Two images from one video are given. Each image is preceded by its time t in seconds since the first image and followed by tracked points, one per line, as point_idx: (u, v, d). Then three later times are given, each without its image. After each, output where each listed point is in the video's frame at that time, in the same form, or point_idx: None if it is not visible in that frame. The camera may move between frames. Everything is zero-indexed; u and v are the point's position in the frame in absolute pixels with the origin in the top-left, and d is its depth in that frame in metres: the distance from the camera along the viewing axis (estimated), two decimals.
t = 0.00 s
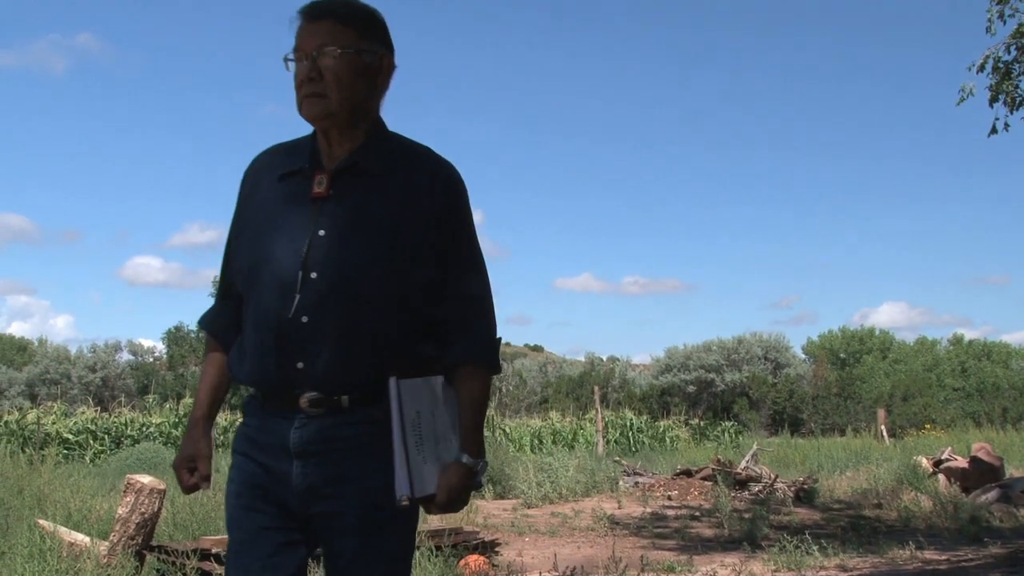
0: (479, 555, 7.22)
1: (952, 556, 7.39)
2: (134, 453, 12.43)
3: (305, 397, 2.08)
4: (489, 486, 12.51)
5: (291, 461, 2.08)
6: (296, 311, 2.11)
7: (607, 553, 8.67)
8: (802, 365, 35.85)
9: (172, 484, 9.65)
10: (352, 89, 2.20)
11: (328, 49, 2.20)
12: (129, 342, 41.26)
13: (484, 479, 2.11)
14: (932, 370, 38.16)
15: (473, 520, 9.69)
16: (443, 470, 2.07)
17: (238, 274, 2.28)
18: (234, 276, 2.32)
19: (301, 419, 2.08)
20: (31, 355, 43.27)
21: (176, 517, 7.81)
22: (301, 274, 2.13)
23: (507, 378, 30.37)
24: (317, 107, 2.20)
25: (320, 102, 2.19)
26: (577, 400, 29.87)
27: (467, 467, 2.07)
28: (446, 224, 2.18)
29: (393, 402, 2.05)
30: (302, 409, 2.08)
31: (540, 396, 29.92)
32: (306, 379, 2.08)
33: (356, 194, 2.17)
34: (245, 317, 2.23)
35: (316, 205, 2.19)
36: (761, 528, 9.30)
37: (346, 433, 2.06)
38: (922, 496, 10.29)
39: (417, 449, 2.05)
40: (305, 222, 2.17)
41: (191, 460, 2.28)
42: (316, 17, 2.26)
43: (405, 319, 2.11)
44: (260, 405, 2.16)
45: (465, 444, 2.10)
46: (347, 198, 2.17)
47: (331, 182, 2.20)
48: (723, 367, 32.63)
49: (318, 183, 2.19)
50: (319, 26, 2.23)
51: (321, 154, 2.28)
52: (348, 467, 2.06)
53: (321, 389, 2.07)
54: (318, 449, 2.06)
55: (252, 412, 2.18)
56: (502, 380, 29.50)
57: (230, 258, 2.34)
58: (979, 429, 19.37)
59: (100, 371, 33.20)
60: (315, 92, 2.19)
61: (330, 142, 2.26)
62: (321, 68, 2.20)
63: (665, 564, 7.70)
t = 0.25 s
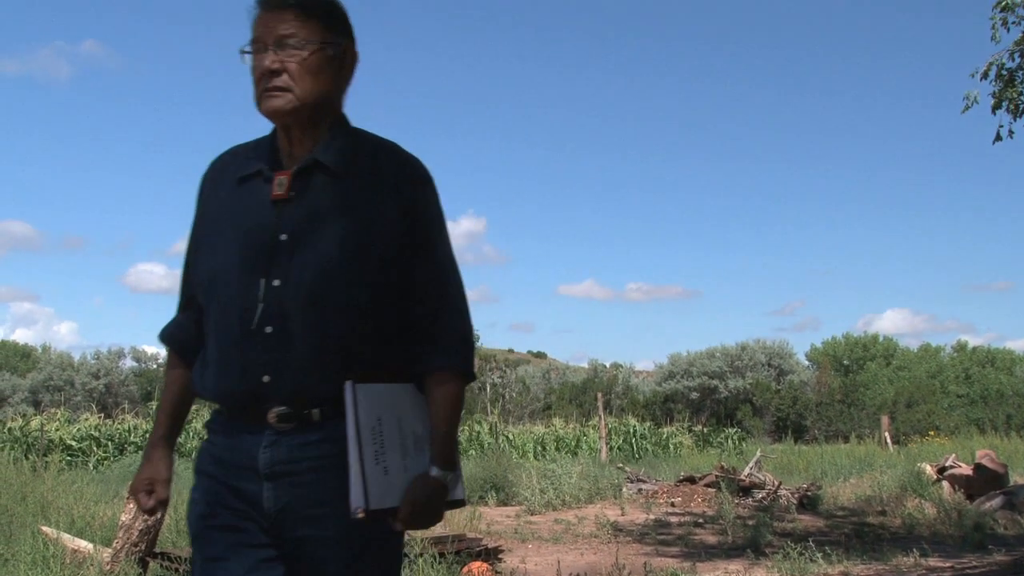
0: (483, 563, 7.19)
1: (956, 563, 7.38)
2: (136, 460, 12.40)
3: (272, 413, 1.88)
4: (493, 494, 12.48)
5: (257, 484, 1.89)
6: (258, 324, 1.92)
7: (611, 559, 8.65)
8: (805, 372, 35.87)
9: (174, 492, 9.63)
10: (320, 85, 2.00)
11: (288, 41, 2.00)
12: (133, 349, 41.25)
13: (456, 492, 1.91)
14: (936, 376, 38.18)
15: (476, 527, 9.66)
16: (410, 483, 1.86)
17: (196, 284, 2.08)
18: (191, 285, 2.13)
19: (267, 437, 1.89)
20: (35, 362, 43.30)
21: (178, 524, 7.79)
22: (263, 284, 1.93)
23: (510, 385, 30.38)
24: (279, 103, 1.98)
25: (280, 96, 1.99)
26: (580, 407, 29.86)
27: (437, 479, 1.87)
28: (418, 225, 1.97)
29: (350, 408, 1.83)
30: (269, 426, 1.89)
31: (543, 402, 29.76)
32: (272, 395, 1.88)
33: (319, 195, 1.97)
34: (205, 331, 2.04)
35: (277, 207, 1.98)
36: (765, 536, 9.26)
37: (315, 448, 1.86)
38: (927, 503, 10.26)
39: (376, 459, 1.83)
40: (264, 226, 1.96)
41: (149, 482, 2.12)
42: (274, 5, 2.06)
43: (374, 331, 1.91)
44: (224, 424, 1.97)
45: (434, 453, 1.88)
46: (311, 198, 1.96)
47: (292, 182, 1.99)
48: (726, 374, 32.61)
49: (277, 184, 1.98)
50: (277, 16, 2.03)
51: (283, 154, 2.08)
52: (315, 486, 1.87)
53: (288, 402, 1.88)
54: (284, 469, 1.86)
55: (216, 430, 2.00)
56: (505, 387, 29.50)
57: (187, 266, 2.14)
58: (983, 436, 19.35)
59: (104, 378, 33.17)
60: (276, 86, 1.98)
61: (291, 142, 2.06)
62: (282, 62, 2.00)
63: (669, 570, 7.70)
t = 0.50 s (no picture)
0: (486, 568, 7.18)
1: (959, 567, 7.39)
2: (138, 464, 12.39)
3: (212, 416, 1.78)
4: (495, 498, 12.47)
5: (196, 490, 1.78)
6: (191, 316, 1.81)
7: (614, 564, 8.66)
8: (807, 376, 35.89)
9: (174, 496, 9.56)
10: (252, 65, 1.91)
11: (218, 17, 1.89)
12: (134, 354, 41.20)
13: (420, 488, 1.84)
14: (938, 381, 38.19)
15: (478, 530, 9.65)
16: (373, 485, 1.79)
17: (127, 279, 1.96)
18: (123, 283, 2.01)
19: (206, 441, 1.78)
20: (38, 367, 43.28)
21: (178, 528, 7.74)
22: (196, 274, 1.82)
23: (512, 389, 30.40)
24: (206, 84, 1.88)
25: (213, 77, 1.89)
26: (583, 411, 29.85)
27: (399, 477, 1.80)
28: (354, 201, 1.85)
29: (307, 404, 1.74)
30: (210, 429, 1.78)
31: (545, 406, 29.70)
32: (211, 395, 1.77)
33: (257, 174, 1.86)
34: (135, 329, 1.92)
35: (212, 192, 1.87)
36: (768, 540, 9.26)
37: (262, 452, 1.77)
38: (930, 508, 10.26)
39: (338, 459, 1.76)
40: (197, 213, 1.86)
41: (84, 504, 2.06)
42: None
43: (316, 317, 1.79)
44: (159, 429, 1.86)
45: (394, 450, 1.81)
46: (246, 182, 1.85)
47: (225, 168, 1.88)
48: (729, 378, 32.59)
49: (208, 169, 1.88)
50: None
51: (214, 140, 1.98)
52: (258, 492, 1.77)
53: (230, 402, 1.77)
54: (224, 476, 1.76)
55: (152, 435, 1.89)
56: (507, 391, 29.50)
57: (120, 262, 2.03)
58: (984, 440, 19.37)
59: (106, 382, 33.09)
60: (206, 66, 1.89)
61: (222, 124, 1.95)
62: (212, 39, 1.89)
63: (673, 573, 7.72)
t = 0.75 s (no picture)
0: (487, 569, 7.18)
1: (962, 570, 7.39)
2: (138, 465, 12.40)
3: (160, 412, 1.78)
4: (496, 500, 12.47)
5: (147, 489, 1.80)
6: (137, 305, 1.82)
7: (616, 566, 8.67)
8: (809, 378, 35.85)
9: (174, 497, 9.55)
10: (199, 37, 1.94)
11: None
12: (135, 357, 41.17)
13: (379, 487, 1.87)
14: (941, 382, 38.13)
15: (480, 531, 9.65)
16: (333, 480, 1.81)
17: (62, 268, 1.95)
18: (54, 274, 1.99)
19: (155, 439, 1.79)
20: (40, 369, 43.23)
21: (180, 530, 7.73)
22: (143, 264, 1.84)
23: (514, 391, 30.37)
24: (149, 55, 1.90)
25: (158, 50, 1.90)
26: (585, 413, 29.80)
27: (360, 473, 1.82)
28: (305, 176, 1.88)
29: (269, 395, 1.74)
30: (157, 427, 1.79)
31: (547, 408, 29.69)
32: (160, 387, 1.78)
33: (206, 156, 1.89)
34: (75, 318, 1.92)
35: (158, 173, 1.90)
36: (769, 542, 9.26)
37: (215, 450, 1.78)
38: (931, 510, 10.26)
39: (299, 451, 1.76)
40: (144, 199, 1.89)
41: None
42: None
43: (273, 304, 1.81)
44: (104, 430, 1.86)
45: (356, 445, 1.83)
46: (195, 165, 1.89)
47: (170, 148, 1.91)
48: (731, 380, 32.51)
49: (151, 150, 1.91)
50: None
51: (154, 118, 2.00)
52: (211, 488, 1.79)
53: (180, 400, 1.78)
54: (173, 473, 1.78)
55: (95, 437, 1.88)
56: (509, 393, 29.48)
57: (47, 250, 2.01)
58: (987, 442, 19.34)
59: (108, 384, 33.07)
60: (150, 38, 1.91)
61: (165, 99, 1.97)
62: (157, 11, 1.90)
63: None
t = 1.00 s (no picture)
0: (488, 570, 7.17)
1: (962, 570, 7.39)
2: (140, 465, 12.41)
3: (92, 432, 1.64)
4: (496, 501, 12.47)
5: (81, 515, 1.67)
6: (73, 309, 1.65)
7: (617, 566, 8.67)
8: (810, 378, 35.90)
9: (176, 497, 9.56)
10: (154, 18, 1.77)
11: None
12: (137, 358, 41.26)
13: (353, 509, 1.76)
14: (942, 383, 38.17)
15: (481, 532, 9.66)
16: (298, 514, 1.71)
17: None
18: None
19: (87, 459, 1.65)
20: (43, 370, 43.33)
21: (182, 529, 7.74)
22: (79, 263, 1.67)
23: (515, 392, 30.41)
24: (100, 31, 1.73)
25: (111, 26, 1.73)
26: (586, 414, 29.80)
27: (326, 504, 1.70)
28: (269, 183, 1.73)
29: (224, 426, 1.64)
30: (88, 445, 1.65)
31: (548, 408, 29.73)
32: (96, 402, 1.64)
33: (156, 150, 1.73)
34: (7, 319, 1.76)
35: (103, 166, 1.73)
36: (769, 542, 9.26)
37: (157, 471, 1.65)
38: (932, 511, 10.25)
39: (258, 489, 1.67)
40: (84, 192, 1.72)
41: None
42: None
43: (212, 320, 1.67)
44: (37, 447, 1.72)
45: (324, 474, 1.71)
46: (145, 157, 1.72)
47: (117, 140, 1.75)
48: (732, 380, 32.45)
49: (98, 140, 1.74)
50: None
51: (102, 103, 1.83)
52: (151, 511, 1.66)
53: (116, 416, 1.64)
54: (109, 497, 1.64)
55: (27, 456, 1.74)
56: (510, 394, 29.52)
57: None
58: (988, 442, 19.34)
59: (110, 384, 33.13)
60: (101, 11, 1.72)
61: (117, 84, 1.81)
62: None
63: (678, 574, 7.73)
